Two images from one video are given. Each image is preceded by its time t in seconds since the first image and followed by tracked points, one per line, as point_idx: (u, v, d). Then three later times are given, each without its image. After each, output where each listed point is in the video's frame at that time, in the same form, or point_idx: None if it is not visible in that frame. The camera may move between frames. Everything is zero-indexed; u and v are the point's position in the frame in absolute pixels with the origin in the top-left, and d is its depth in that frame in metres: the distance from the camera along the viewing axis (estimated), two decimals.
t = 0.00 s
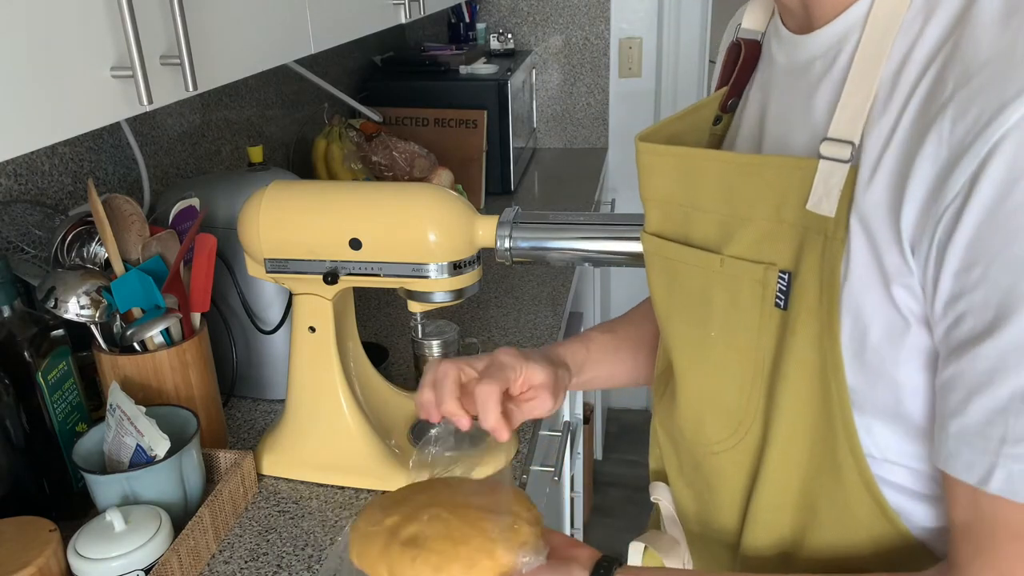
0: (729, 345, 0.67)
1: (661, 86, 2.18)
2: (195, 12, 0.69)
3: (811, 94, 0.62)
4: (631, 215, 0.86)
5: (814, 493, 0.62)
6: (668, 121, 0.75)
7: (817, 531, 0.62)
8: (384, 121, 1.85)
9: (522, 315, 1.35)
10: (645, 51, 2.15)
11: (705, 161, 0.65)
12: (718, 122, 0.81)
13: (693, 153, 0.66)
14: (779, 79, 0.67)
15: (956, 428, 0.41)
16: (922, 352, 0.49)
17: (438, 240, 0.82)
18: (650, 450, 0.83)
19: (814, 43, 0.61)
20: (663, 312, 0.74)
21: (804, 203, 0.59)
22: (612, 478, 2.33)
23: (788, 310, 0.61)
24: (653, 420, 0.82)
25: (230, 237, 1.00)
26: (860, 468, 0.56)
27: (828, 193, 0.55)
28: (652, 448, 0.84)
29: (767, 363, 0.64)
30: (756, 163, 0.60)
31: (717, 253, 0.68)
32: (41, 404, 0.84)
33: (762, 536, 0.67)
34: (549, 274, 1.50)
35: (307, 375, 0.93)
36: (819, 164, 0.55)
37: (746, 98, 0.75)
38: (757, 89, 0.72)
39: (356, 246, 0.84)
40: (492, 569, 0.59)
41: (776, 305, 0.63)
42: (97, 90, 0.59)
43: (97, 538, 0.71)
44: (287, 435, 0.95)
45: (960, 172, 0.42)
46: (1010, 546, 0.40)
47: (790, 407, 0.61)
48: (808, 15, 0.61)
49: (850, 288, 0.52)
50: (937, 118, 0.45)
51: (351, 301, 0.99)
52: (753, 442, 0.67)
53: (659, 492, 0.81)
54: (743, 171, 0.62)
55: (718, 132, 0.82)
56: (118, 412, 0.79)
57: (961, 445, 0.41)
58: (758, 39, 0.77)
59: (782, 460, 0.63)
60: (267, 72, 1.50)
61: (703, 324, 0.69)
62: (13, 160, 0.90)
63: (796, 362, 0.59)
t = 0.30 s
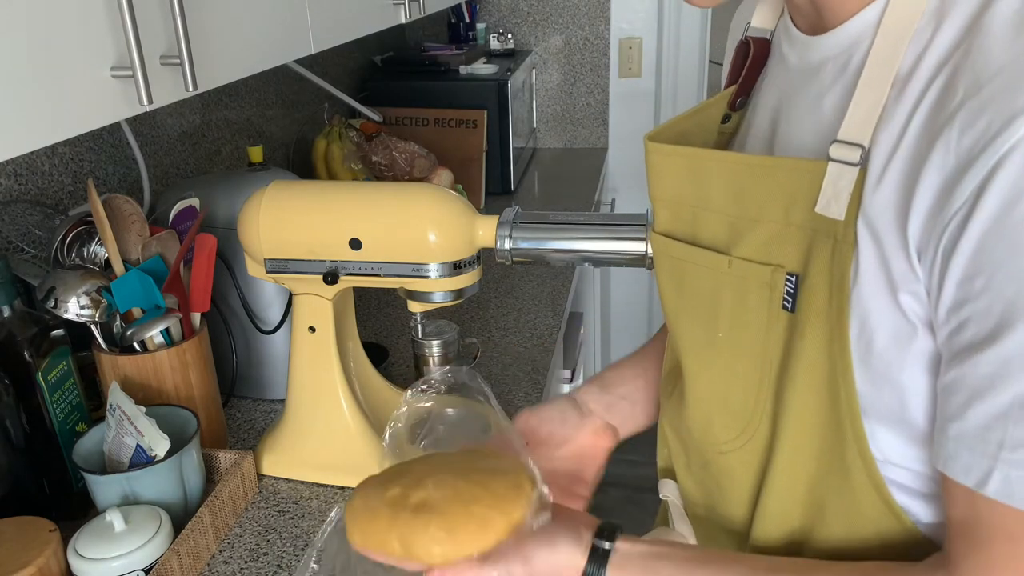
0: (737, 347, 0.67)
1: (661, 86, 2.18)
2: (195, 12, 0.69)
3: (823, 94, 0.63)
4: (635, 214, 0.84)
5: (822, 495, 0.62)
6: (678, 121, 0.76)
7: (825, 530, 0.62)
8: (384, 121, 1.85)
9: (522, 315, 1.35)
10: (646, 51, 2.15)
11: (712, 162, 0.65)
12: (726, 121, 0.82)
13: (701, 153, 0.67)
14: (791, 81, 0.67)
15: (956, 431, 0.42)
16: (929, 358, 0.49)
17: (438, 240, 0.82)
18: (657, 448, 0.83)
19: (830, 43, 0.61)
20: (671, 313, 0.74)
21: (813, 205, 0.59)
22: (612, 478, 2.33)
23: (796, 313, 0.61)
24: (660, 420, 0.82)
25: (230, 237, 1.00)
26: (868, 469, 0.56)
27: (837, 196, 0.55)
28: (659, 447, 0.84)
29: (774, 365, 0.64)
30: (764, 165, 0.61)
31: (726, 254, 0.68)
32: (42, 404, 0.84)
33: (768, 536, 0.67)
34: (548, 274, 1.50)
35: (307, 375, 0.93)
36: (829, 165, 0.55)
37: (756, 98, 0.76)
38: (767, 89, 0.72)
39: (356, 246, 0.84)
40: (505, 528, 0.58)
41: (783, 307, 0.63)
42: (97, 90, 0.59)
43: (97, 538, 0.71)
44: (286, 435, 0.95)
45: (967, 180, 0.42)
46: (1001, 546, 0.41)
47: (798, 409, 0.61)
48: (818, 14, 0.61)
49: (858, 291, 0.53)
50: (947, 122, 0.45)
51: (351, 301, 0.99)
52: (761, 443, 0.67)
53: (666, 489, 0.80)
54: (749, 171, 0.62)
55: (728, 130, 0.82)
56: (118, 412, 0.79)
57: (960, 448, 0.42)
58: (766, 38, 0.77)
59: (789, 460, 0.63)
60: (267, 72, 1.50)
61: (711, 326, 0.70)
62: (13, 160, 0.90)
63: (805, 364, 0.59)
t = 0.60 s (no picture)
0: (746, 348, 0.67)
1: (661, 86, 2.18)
2: (194, 12, 0.69)
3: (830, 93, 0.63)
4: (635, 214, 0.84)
5: (834, 492, 0.62)
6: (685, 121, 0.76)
7: (837, 527, 0.63)
8: (384, 121, 1.85)
9: (522, 315, 1.35)
10: (646, 51, 2.15)
11: (717, 164, 0.65)
12: (731, 120, 0.83)
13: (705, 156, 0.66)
14: (797, 82, 0.67)
15: (935, 423, 0.43)
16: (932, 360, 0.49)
17: (438, 240, 0.82)
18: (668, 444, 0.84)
19: (835, 45, 0.61)
20: (679, 313, 0.74)
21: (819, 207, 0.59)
22: (612, 478, 2.33)
23: (806, 314, 0.61)
24: (671, 417, 0.82)
25: (230, 237, 1.00)
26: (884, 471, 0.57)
27: (846, 197, 0.55)
28: (670, 443, 0.84)
29: (785, 365, 0.64)
30: (775, 165, 0.61)
31: (735, 257, 0.68)
32: (41, 404, 0.84)
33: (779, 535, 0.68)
34: (549, 274, 1.50)
35: (307, 375, 0.93)
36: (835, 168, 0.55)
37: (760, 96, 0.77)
38: (770, 90, 0.72)
39: (356, 245, 0.84)
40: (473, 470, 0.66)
41: (793, 309, 0.62)
42: (97, 90, 0.59)
43: (97, 538, 0.71)
44: (286, 435, 0.95)
45: (973, 180, 0.42)
46: (969, 536, 0.41)
47: (807, 412, 0.60)
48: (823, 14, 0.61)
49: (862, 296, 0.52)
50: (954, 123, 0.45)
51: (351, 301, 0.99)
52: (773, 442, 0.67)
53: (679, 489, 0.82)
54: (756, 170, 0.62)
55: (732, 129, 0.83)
56: (118, 412, 0.79)
57: (938, 439, 0.42)
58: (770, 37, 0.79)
59: (801, 459, 0.63)
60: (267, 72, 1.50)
61: (721, 327, 0.70)
62: (13, 160, 0.90)
63: (814, 366, 0.59)
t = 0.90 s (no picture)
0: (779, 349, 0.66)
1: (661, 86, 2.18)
2: (194, 13, 0.69)
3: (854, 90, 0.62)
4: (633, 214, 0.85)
5: (871, 494, 0.62)
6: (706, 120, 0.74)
7: (872, 528, 0.63)
8: (384, 121, 1.85)
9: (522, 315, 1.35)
10: (646, 51, 2.15)
11: (748, 164, 0.63)
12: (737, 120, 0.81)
13: (736, 158, 0.64)
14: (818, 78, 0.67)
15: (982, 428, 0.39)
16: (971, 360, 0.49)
17: (438, 240, 0.82)
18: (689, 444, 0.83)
19: (858, 41, 0.61)
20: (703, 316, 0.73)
21: (854, 208, 0.58)
22: (612, 478, 2.33)
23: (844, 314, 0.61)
24: (690, 419, 0.81)
25: (229, 237, 1.00)
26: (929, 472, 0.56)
27: (883, 193, 0.55)
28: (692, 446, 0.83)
29: (823, 366, 0.64)
30: (804, 164, 0.60)
31: (765, 258, 0.66)
32: (41, 404, 0.84)
33: (816, 542, 0.67)
34: (548, 274, 1.50)
35: (307, 375, 0.93)
36: (870, 165, 0.55)
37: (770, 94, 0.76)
38: (784, 89, 0.72)
39: (356, 246, 0.84)
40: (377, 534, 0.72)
41: (829, 309, 0.62)
42: (97, 90, 0.59)
43: (97, 538, 0.71)
44: (286, 436, 0.95)
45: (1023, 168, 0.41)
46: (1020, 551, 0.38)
47: (846, 417, 0.60)
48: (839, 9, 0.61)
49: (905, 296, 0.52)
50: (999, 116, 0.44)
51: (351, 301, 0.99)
52: (809, 443, 0.67)
53: (699, 492, 0.81)
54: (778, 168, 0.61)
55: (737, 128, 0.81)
56: (118, 412, 0.79)
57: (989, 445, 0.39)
58: (779, 36, 0.77)
59: (839, 465, 0.62)
60: (267, 73, 1.50)
61: (752, 329, 0.68)
62: (12, 160, 0.90)
63: (853, 371, 0.59)
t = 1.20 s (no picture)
0: (791, 357, 0.77)
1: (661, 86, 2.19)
2: (195, 13, 0.69)
3: (879, 90, 0.68)
4: (635, 214, 0.83)
5: (885, 504, 0.71)
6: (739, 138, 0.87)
7: (894, 537, 0.71)
8: (384, 121, 1.85)
9: (522, 315, 1.35)
10: (646, 51, 2.16)
11: (767, 176, 0.72)
12: (768, 119, 0.91)
13: (754, 173, 0.74)
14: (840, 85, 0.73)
15: None
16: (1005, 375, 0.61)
17: (438, 240, 0.82)
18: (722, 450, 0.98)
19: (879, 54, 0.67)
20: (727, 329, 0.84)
21: (864, 223, 0.66)
22: (612, 478, 2.33)
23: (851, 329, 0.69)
24: (721, 422, 0.96)
25: (229, 237, 1.00)
26: (939, 485, 0.65)
27: (889, 215, 0.63)
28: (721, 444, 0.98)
29: (831, 376, 0.73)
30: (816, 184, 0.68)
31: (778, 269, 0.76)
32: (41, 404, 0.84)
33: (839, 552, 0.77)
34: (548, 274, 1.50)
35: (307, 374, 0.93)
36: (879, 185, 0.63)
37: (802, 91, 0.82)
38: (813, 88, 0.79)
39: (356, 246, 0.84)
40: None
41: (837, 325, 0.71)
42: (97, 90, 0.59)
43: (96, 538, 0.71)
44: (286, 437, 0.95)
45: None
46: None
47: (858, 428, 0.69)
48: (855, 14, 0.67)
49: (917, 337, 0.64)
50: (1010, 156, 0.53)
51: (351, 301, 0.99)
52: (819, 452, 0.77)
53: (731, 491, 0.92)
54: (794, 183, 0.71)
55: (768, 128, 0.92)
56: (118, 413, 0.79)
57: None
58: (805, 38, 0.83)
59: (857, 476, 0.72)
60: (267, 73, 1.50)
61: (767, 338, 0.79)
62: (13, 160, 0.90)
63: (863, 385, 0.67)
